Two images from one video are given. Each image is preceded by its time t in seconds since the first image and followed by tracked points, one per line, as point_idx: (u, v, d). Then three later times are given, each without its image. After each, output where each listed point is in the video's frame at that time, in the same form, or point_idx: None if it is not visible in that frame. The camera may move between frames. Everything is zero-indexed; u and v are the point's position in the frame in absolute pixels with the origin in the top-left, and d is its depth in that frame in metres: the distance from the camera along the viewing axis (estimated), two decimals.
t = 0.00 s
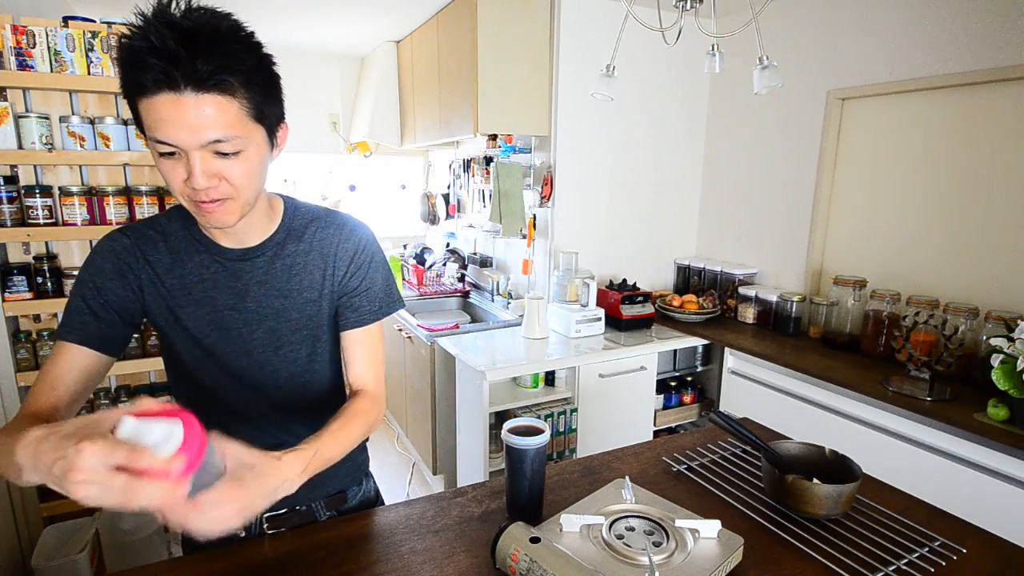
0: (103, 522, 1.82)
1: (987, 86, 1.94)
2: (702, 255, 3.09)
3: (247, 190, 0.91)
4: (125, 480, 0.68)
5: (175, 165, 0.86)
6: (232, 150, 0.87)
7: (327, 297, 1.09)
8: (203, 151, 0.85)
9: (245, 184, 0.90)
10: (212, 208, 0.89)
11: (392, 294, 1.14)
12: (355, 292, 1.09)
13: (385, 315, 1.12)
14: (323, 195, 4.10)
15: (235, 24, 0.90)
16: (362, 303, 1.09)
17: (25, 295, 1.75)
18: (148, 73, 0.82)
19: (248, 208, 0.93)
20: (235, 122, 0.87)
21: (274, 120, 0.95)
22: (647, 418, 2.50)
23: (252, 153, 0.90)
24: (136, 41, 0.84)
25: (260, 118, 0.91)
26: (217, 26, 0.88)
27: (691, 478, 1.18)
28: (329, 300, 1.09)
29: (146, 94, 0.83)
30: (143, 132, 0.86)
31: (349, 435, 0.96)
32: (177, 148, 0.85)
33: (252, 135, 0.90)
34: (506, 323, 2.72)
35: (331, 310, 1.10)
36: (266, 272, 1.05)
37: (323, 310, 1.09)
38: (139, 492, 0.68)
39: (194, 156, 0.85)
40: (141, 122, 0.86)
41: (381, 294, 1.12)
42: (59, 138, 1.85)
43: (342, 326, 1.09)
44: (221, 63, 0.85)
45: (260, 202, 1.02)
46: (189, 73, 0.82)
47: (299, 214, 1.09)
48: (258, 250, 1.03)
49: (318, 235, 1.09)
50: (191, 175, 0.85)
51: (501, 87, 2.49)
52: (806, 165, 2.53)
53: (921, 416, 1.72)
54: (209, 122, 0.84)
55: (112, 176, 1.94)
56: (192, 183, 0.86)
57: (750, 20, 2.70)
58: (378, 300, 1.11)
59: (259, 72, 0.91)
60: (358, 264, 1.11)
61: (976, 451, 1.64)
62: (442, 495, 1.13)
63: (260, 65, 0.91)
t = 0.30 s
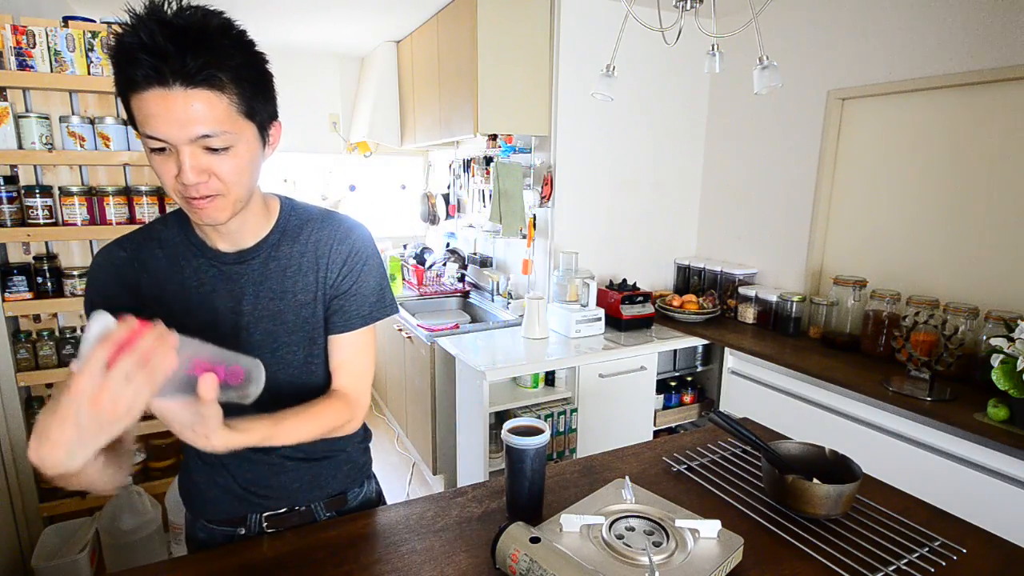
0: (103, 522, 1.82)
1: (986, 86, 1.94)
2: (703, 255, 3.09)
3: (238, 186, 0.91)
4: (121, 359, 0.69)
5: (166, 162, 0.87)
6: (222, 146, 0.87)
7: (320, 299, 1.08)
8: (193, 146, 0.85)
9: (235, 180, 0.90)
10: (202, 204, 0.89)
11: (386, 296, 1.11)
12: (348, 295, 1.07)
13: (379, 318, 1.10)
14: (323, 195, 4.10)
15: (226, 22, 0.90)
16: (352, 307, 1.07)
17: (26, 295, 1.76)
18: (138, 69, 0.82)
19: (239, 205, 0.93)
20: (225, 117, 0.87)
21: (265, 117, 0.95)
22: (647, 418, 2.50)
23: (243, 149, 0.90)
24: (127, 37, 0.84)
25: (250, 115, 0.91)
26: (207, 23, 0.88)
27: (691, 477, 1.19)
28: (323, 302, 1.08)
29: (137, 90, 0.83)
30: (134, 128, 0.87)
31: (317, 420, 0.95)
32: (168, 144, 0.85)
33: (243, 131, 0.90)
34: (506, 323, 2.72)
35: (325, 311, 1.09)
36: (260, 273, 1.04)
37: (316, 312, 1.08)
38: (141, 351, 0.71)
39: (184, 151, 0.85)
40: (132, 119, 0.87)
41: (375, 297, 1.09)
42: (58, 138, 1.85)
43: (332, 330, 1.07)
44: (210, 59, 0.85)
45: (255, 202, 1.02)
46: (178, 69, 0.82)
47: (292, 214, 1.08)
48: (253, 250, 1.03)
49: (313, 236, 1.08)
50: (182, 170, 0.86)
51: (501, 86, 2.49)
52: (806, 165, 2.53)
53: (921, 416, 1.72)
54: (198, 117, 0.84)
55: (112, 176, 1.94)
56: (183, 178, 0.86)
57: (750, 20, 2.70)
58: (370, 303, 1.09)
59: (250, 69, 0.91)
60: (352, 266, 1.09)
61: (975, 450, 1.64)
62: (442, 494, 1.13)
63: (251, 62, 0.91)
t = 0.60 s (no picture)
0: (103, 522, 1.82)
1: (986, 86, 1.94)
2: (703, 255, 3.09)
3: (236, 187, 0.91)
4: (93, 282, 0.70)
5: (165, 162, 0.87)
6: (222, 146, 0.87)
7: (317, 297, 1.07)
8: (193, 146, 0.85)
9: (234, 180, 0.90)
10: (200, 204, 0.89)
11: (383, 295, 1.10)
12: (344, 293, 1.06)
13: (375, 317, 1.08)
14: (323, 195, 4.10)
15: (225, 23, 0.90)
16: (347, 305, 1.05)
17: (26, 295, 1.76)
18: (138, 69, 0.82)
19: (237, 205, 0.93)
20: (225, 118, 0.87)
21: (264, 117, 0.95)
22: (647, 418, 2.50)
23: (242, 149, 0.90)
24: (127, 37, 0.84)
25: (249, 115, 0.91)
26: (207, 24, 0.88)
27: (691, 478, 1.19)
28: (320, 300, 1.07)
29: (137, 89, 0.83)
30: (134, 128, 0.86)
31: (309, 401, 0.96)
32: (167, 144, 0.85)
33: (242, 131, 0.90)
34: (506, 323, 2.72)
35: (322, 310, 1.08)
36: (258, 272, 1.05)
37: (313, 311, 1.07)
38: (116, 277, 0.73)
39: (183, 150, 0.85)
40: (132, 118, 0.87)
41: (371, 295, 1.08)
42: (58, 138, 1.84)
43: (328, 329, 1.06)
44: (211, 60, 0.85)
45: (252, 202, 1.02)
46: (179, 69, 0.82)
47: (288, 212, 1.08)
48: (251, 250, 1.04)
49: (309, 233, 1.08)
50: (181, 169, 0.86)
51: (501, 86, 2.49)
52: (806, 165, 2.53)
53: (921, 416, 1.72)
54: (200, 116, 0.84)
55: (112, 176, 1.94)
56: (182, 178, 0.86)
57: (750, 20, 2.70)
58: (366, 301, 1.07)
59: (249, 69, 0.91)
60: (348, 263, 1.08)
61: (975, 450, 1.64)
62: (443, 494, 1.13)
63: (250, 63, 0.91)
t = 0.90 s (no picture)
0: (103, 521, 1.81)
1: (986, 86, 1.94)
2: (703, 255, 3.09)
3: (245, 189, 0.91)
4: (48, 273, 0.70)
5: (176, 161, 0.86)
6: (235, 148, 0.87)
7: (321, 295, 1.07)
8: (207, 147, 0.85)
9: (244, 182, 0.90)
10: (209, 205, 0.89)
11: (389, 291, 1.10)
12: (348, 291, 1.06)
13: (382, 315, 1.09)
14: (323, 195, 4.10)
15: (240, 27, 0.90)
16: (354, 304, 1.06)
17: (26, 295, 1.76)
18: (155, 69, 0.82)
19: (244, 207, 0.93)
20: (239, 120, 0.87)
21: (274, 121, 0.96)
22: (647, 418, 2.50)
23: (253, 152, 0.90)
24: (144, 37, 0.83)
25: (261, 118, 0.92)
26: (223, 27, 0.88)
27: (691, 478, 1.18)
28: (325, 298, 1.08)
29: (152, 89, 0.83)
30: (145, 126, 0.86)
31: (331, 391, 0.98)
32: (180, 144, 0.85)
33: (255, 134, 0.91)
34: (506, 323, 2.72)
35: (329, 308, 1.08)
36: (259, 270, 1.05)
37: (319, 309, 1.08)
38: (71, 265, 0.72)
39: (197, 151, 0.85)
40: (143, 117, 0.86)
41: (378, 292, 1.08)
42: (58, 138, 1.84)
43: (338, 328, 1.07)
44: (229, 63, 0.85)
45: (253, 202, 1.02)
46: (198, 71, 0.82)
47: (288, 211, 1.08)
48: (252, 250, 1.04)
49: (309, 233, 1.08)
50: (194, 169, 0.86)
51: (501, 87, 2.49)
52: (806, 165, 2.53)
53: (921, 416, 1.72)
54: (216, 117, 0.85)
55: (112, 176, 1.94)
56: (193, 178, 0.86)
57: (750, 20, 2.70)
58: (374, 299, 1.07)
59: (262, 73, 0.91)
60: (350, 261, 1.08)
61: (975, 450, 1.64)
62: (443, 494, 1.13)
63: (264, 67, 0.91)
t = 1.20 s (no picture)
0: (104, 521, 1.80)
1: (987, 86, 1.94)
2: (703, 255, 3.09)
3: (253, 192, 0.92)
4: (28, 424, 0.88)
5: (185, 165, 0.87)
6: (243, 152, 0.88)
7: (329, 294, 1.08)
8: (216, 152, 0.86)
9: (252, 185, 0.91)
10: (217, 208, 0.89)
11: (400, 288, 1.12)
12: (362, 290, 1.08)
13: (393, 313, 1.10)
14: (323, 194, 4.11)
15: (248, 31, 0.90)
16: (368, 301, 1.08)
17: (26, 295, 1.77)
18: (165, 75, 0.82)
19: (251, 208, 0.94)
20: (248, 125, 0.88)
21: (281, 123, 0.96)
22: (646, 418, 2.50)
23: (261, 155, 0.91)
24: (154, 42, 0.84)
25: (269, 122, 0.92)
26: (231, 31, 0.88)
27: (691, 478, 1.18)
28: (335, 297, 1.09)
29: (161, 95, 0.83)
30: (154, 130, 0.86)
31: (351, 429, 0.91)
32: (189, 149, 0.85)
33: (263, 138, 0.91)
34: (506, 323, 2.72)
35: (339, 307, 1.10)
36: (264, 270, 1.04)
37: (328, 308, 1.09)
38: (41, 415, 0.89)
39: (206, 156, 0.85)
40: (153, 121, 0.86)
41: (391, 289, 1.10)
42: (58, 138, 1.84)
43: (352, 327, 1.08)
44: (236, 68, 0.85)
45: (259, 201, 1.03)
46: (206, 77, 0.83)
47: (293, 213, 1.08)
48: (257, 249, 1.04)
49: (315, 234, 1.08)
50: (203, 173, 0.86)
51: (501, 86, 2.49)
52: (806, 165, 2.53)
53: (921, 415, 1.73)
54: (225, 123, 0.85)
55: (112, 176, 1.94)
56: (202, 182, 0.87)
57: (750, 20, 2.70)
58: (388, 295, 1.09)
59: (271, 77, 0.91)
60: (358, 260, 1.09)
61: (975, 450, 1.64)
62: (443, 494, 1.13)
63: (272, 70, 0.91)
